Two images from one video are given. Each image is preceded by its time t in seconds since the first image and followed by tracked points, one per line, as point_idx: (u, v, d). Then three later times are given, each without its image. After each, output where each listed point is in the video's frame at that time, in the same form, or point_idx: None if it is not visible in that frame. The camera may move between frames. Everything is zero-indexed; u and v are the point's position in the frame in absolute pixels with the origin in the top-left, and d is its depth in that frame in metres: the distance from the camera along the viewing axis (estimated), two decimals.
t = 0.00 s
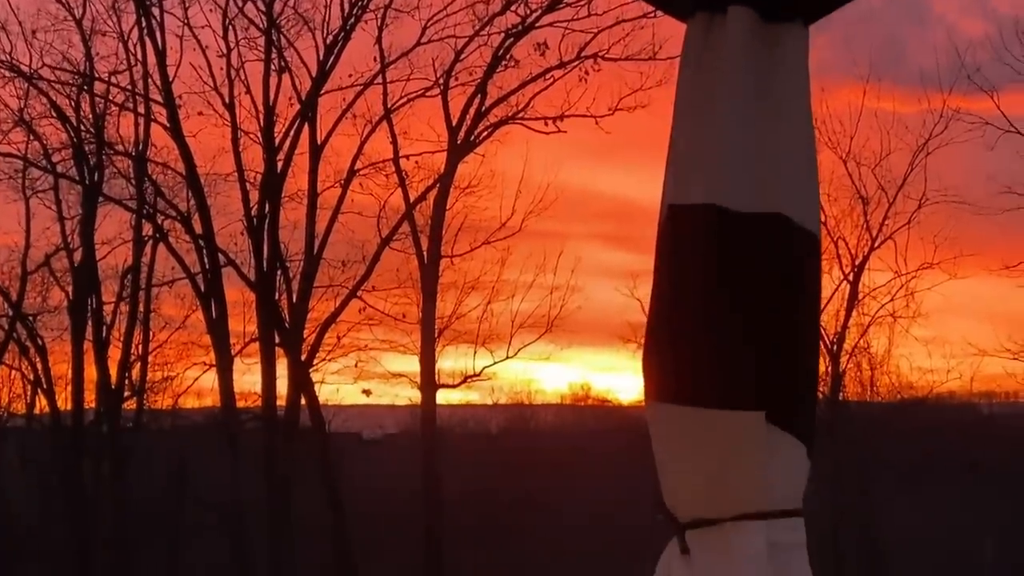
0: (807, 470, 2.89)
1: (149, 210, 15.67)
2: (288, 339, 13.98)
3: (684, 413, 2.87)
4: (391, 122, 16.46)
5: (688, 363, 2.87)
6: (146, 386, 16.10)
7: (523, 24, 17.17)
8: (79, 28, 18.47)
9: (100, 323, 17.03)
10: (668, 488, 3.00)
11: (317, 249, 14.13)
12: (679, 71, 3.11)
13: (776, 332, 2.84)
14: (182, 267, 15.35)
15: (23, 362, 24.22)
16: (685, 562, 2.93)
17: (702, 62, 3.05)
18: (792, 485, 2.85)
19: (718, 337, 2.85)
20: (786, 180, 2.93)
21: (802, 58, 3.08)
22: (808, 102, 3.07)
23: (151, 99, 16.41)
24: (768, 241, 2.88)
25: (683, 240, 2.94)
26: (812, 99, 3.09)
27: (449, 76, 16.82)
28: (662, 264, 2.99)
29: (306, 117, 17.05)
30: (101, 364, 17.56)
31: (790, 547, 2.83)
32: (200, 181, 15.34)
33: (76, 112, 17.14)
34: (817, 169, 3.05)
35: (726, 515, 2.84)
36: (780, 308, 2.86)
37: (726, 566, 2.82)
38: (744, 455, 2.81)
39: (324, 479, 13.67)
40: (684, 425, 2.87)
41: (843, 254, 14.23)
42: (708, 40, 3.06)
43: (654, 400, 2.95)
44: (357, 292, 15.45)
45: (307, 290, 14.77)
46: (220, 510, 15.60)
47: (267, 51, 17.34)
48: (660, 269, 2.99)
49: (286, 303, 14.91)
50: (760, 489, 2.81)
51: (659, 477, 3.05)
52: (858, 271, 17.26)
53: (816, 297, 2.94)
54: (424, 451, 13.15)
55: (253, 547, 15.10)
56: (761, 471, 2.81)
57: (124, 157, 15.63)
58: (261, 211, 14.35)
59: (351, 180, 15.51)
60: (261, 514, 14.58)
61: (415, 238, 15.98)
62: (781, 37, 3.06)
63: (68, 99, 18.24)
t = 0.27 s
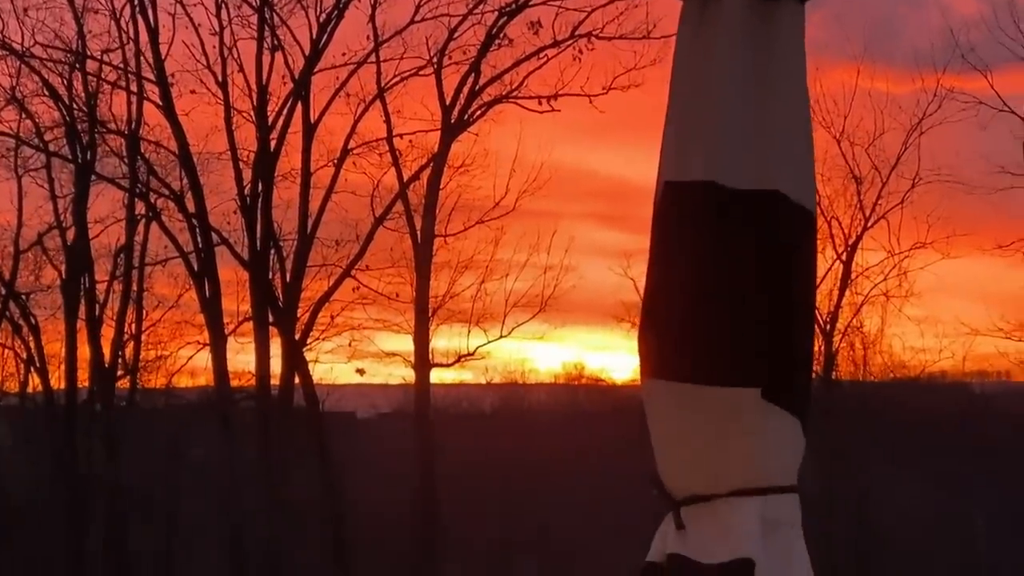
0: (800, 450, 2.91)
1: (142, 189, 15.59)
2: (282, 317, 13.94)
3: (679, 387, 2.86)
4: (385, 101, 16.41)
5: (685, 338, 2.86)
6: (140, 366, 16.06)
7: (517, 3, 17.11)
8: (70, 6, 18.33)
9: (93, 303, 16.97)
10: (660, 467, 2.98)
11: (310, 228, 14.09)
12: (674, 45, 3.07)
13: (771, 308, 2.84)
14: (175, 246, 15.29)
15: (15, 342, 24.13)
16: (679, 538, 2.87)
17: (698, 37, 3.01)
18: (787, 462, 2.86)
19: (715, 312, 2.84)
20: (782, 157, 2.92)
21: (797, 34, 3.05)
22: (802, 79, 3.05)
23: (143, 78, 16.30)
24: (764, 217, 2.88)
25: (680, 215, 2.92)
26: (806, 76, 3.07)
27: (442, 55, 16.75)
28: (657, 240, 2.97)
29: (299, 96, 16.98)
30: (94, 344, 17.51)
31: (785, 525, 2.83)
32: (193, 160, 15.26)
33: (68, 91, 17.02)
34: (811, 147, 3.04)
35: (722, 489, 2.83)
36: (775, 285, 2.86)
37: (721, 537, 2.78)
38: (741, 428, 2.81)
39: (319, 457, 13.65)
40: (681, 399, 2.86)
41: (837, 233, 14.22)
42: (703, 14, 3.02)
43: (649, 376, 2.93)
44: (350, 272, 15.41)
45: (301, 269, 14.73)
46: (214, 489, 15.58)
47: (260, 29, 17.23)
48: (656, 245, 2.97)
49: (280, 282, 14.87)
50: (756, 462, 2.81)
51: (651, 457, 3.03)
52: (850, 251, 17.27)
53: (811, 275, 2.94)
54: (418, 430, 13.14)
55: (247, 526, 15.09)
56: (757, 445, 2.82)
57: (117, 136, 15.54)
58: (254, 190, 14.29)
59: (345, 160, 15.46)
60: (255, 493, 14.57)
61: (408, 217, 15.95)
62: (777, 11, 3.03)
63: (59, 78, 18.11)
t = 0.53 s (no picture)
0: (791, 429, 2.92)
1: (134, 170, 15.51)
2: (274, 299, 13.92)
3: (672, 369, 2.86)
4: (377, 82, 16.35)
5: (676, 319, 2.85)
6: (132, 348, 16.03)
7: None
8: None
9: (85, 284, 16.91)
10: (653, 447, 2.99)
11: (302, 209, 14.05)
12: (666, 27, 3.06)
13: (762, 290, 2.83)
14: (167, 227, 15.24)
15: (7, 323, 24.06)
16: (671, 519, 2.88)
17: (691, 18, 3.00)
18: (778, 442, 2.87)
19: (705, 294, 2.83)
20: (774, 139, 2.92)
21: (789, 16, 3.05)
22: (794, 62, 3.05)
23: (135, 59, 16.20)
24: (755, 199, 2.87)
25: (673, 197, 2.91)
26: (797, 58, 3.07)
27: (435, 37, 16.69)
28: (648, 223, 2.96)
29: (291, 77, 16.90)
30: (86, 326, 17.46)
31: (775, 505, 2.84)
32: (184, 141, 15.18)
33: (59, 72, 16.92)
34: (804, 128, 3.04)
35: (714, 470, 2.83)
36: (767, 269, 2.85)
37: (713, 518, 2.79)
38: (733, 409, 2.82)
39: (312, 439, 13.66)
40: (673, 380, 2.86)
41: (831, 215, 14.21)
42: None
43: (641, 358, 2.93)
44: (343, 253, 15.38)
45: (293, 250, 14.69)
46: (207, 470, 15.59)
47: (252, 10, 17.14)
48: (647, 229, 2.96)
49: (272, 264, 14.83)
50: (748, 443, 2.81)
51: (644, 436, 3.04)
52: (843, 232, 17.26)
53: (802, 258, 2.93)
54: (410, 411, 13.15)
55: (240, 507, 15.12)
56: (749, 425, 2.82)
57: (108, 118, 15.45)
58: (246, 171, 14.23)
59: (337, 141, 15.40)
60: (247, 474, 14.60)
61: (401, 199, 15.92)
62: None
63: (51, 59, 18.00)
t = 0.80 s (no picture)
0: (784, 410, 2.91)
1: (126, 153, 15.41)
2: (267, 282, 13.88)
3: (665, 351, 2.84)
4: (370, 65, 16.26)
5: (670, 301, 2.83)
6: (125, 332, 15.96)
7: None
8: None
9: (77, 267, 16.82)
10: (646, 428, 2.98)
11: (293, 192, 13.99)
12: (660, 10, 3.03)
13: (755, 272, 2.81)
14: (160, 210, 15.15)
15: None
16: (664, 501, 2.87)
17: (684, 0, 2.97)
18: (771, 423, 2.85)
19: (699, 275, 2.81)
20: (767, 121, 2.91)
21: None
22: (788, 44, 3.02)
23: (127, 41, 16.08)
24: (748, 181, 2.85)
25: (665, 179, 2.89)
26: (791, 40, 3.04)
27: (427, 19, 16.59)
28: (640, 206, 2.93)
29: (283, 59, 16.80)
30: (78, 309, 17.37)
31: (768, 486, 2.82)
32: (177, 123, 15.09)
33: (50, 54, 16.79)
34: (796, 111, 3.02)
35: (708, 452, 2.82)
36: (761, 251, 2.83)
37: (706, 500, 2.77)
38: (727, 390, 2.80)
39: (305, 422, 13.65)
40: (666, 362, 2.84)
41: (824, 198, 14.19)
42: None
43: (634, 339, 2.91)
44: (335, 237, 15.33)
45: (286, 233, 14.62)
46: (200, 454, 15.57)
47: None
48: (640, 212, 2.94)
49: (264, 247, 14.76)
50: (741, 424, 2.80)
51: (638, 417, 3.03)
52: (835, 216, 17.25)
53: (795, 241, 2.91)
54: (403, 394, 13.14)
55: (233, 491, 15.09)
56: (742, 406, 2.80)
57: (100, 100, 15.34)
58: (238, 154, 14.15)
59: (329, 124, 15.32)
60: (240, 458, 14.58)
61: (393, 182, 15.85)
62: None
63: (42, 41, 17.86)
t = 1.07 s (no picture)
0: (779, 389, 2.90)
1: (120, 135, 15.35)
2: (261, 264, 13.86)
3: (662, 331, 2.82)
4: (364, 47, 16.18)
5: (666, 280, 2.82)
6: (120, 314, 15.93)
7: None
8: None
9: (72, 250, 16.79)
10: (642, 406, 2.97)
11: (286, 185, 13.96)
12: None
13: (751, 252, 2.79)
14: (153, 192, 15.09)
15: None
16: (659, 480, 2.86)
17: None
18: (766, 403, 2.84)
19: (694, 255, 2.80)
20: (764, 100, 2.87)
21: None
22: (784, 26, 3.00)
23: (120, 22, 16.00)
24: (744, 160, 2.82)
25: (661, 159, 2.88)
26: (788, 23, 3.02)
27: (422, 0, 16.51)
28: (637, 187, 2.93)
29: (277, 40, 16.73)
30: (71, 292, 17.33)
31: (762, 466, 2.82)
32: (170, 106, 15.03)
33: (43, 35, 16.71)
34: (794, 89, 2.99)
35: (703, 432, 2.81)
36: (757, 231, 2.80)
37: (702, 479, 2.76)
38: (723, 370, 2.79)
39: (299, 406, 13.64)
40: (662, 342, 2.83)
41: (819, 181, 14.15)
42: None
43: (631, 319, 2.90)
44: (329, 219, 15.28)
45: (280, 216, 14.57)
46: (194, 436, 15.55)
47: None
48: (635, 191, 2.93)
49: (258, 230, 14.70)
50: (737, 404, 2.79)
51: (634, 395, 3.02)
52: (830, 197, 17.22)
53: (792, 223, 2.89)
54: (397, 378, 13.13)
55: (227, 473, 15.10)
56: (738, 386, 2.79)
57: (94, 82, 15.27)
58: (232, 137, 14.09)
59: (323, 106, 15.26)
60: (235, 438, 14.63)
61: (387, 164, 15.79)
62: None
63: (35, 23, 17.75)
